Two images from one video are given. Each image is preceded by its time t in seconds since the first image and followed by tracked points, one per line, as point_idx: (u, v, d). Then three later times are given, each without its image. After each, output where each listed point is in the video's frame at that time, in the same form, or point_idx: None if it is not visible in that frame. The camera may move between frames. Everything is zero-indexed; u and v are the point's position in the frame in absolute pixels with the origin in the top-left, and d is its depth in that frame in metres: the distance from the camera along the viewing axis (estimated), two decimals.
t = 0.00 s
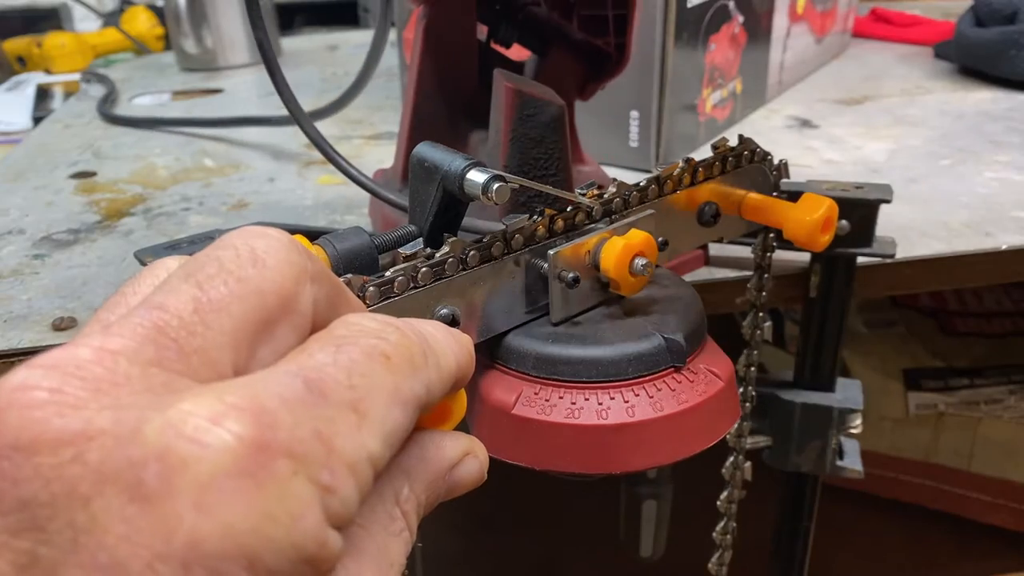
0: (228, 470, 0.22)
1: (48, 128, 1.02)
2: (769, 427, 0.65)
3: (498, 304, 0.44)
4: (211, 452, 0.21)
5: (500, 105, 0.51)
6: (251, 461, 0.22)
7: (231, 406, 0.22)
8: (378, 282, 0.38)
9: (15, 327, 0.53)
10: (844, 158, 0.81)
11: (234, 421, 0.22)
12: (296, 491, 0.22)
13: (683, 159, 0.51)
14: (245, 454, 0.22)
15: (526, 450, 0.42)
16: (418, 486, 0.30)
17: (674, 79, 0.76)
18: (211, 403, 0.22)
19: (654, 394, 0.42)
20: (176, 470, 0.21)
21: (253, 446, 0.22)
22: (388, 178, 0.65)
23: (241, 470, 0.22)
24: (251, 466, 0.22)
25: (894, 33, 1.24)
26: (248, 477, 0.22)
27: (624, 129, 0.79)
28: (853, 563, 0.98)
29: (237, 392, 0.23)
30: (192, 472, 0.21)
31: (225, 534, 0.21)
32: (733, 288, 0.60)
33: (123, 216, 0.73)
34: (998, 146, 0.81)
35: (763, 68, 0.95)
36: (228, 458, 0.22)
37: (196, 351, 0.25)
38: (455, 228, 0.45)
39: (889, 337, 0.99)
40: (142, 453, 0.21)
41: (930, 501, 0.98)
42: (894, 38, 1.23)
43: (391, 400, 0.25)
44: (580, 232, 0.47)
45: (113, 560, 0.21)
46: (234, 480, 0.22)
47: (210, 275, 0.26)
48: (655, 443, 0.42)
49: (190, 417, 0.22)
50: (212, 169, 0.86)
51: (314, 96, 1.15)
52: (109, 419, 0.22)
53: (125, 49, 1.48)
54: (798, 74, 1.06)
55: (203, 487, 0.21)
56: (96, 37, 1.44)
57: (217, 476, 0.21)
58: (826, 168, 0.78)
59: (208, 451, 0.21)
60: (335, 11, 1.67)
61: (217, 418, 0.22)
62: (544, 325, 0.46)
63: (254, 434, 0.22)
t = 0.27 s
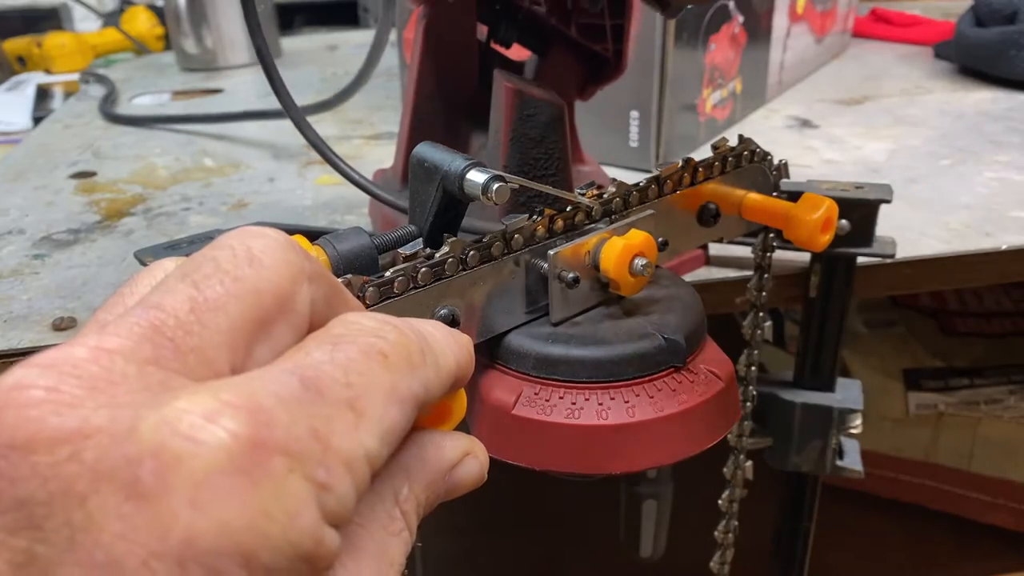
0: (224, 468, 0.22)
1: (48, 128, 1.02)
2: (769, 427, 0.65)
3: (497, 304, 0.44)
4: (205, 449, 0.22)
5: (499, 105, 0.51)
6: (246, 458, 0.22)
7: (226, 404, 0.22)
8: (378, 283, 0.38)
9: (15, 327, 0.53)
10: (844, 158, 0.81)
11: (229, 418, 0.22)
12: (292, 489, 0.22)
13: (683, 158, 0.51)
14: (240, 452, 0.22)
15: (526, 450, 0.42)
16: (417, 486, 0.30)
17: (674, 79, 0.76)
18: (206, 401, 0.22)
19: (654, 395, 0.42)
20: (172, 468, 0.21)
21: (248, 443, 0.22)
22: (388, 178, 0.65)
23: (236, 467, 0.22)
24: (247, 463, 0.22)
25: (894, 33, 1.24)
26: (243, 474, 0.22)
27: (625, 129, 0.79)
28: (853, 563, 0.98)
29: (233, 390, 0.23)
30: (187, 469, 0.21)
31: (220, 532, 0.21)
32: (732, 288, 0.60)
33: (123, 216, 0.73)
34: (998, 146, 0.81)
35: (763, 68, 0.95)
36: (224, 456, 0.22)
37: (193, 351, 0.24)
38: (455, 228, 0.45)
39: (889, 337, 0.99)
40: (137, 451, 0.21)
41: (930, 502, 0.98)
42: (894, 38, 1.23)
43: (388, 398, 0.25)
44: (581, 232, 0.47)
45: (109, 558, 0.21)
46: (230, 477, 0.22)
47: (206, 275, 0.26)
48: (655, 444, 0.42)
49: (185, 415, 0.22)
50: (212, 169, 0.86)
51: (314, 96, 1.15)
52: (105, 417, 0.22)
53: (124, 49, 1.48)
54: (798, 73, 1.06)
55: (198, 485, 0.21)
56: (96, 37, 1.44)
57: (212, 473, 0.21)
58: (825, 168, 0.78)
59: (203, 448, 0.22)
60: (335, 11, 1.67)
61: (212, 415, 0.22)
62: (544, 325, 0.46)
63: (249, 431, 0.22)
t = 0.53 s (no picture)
0: (220, 469, 0.22)
1: (48, 128, 1.02)
2: (769, 428, 0.66)
3: (497, 305, 0.44)
4: (201, 451, 0.22)
5: (500, 105, 0.52)
6: (242, 460, 0.22)
7: (222, 406, 0.22)
8: (378, 283, 0.38)
9: (16, 327, 0.53)
10: (845, 158, 0.81)
11: (225, 420, 0.22)
12: (287, 490, 0.22)
13: (682, 158, 0.52)
14: (236, 453, 0.22)
15: (526, 451, 0.42)
16: (417, 487, 0.29)
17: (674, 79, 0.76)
18: (202, 403, 0.22)
19: (654, 395, 0.43)
20: (168, 470, 0.21)
21: (244, 445, 0.22)
22: (388, 178, 0.65)
23: (232, 469, 0.22)
24: (243, 465, 0.22)
25: (894, 33, 1.24)
26: (240, 475, 0.22)
27: (625, 129, 0.79)
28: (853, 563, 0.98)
29: (229, 392, 0.23)
30: (183, 471, 0.21)
31: (216, 533, 0.21)
32: (733, 288, 0.59)
33: (122, 216, 0.73)
34: (998, 146, 0.81)
35: (762, 68, 0.95)
36: (220, 458, 0.22)
37: (191, 352, 0.24)
38: (456, 228, 0.45)
39: (889, 337, 0.99)
40: (134, 453, 0.22)
41: (931, 501, 0.98)
42: (894, 38, 1.23)
43: (386, 400, 0.25)
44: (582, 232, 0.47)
45: (106, 559, 0.21)
46: (226, 479, 0.22)
47: (204, 277, 0.26)
48: (655, 444, 0.42)
49: (181, 417, 0.22)
50: (212, 169, 0.86)
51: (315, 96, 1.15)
52: (102, 419, 0.22)
53: (125, 49, 1.48)
54: (798, 74, 1.06)
55: (195, 487, 0.21)
56: (96, 37, 1.44)
57: (208, 475, 0.21)
58: (826, 168, 0.78)
59: (199, 450, 0.22)
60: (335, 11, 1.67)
61: (208, 418, 0.22)
62: (544, 325, 0.46)
63: (245, 433, 0.22)
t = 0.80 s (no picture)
0: (212, 475, 0.21)
1: (48, 128, 1.02)
2: (769, 428, 0.66)
3: (496, 306, 0.44)
4: (193, 456, 0.21)
5: (500, 105, 0.51)
6: (234, 465, 0.21)
7: (214, 411, 0.22)
8: (377, 284, 0.38)
9: (15, 327, 0.53)
10: (844, 158, 0.81)
11: (217, 425, 0.21)
12: (281, 495, 0.22)
13: (682, 159, 0.52)
14: (229, 458, 0.21)
15: (526, 451, 0.42)
16: (414, 489, 0.29)
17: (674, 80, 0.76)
18: (193, 408, 0.22)
19: (654, 395, 0.43)
20: (159, 476, 0.21)
21: (236, 450, 0.21)
22: (388, 178, 0.65)
23: (224, 474, 0.21)
24: (235, 471, 0.21)
25: (894, 34, 1.24)
26: (232, 481, 0.21)
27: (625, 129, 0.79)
28: (854, 563, 0.98)
29: (221, 397, 0.22)
30: (175, 477, 0.21)
31: (208, 540, 0.21)
32: (732, 288, 0.59)
33: (122, 216, 0.73)
34: (998, 146, 0.81)
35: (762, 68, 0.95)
36: (212, 464, 0.21)
37: (185, 357, 0.24)
38: (455, 228, 0.45)
39: (889, 336, 1.00)
40: (125, 459, 0.21)
41: (930, 501, 0.98)
42: (894, 39, 1.23)
43: (380, 403, 0.25)
44: (583, 232, 0.47)
45: (98, 566, 0.21)
46: (218, 484, 0.21)
47: (198, 280, 0.26)
48: (655, 445, 0.42)
49: (172, 422, 0.21)
50: (212, 169, 0.86)
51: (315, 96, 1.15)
52: (95, 425, 0.22)
53: (125, 49, 1.48)
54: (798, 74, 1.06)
55: (187, 493, 0.21)
56: (96, 37, 1.44)
57: (200, 481, 0.21)
58: (826, 168, 0.78)
59: (191, 456, 0.21)
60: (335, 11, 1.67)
61: (199, 423, 0.21)
62: (545, 326, 0.46)
63: (237, 438, 0.21)
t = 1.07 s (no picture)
0: (211, 474, 0.21)
1: (48, 128, 1.01)
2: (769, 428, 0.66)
3: (496, 306, 0.44)
4: (191, 456, 0.21)
5: (500, 106, 0.51)
6: (233, 465, 0.21)
7: (212, 410, 0.22)
8: (377, 284, 0.38)
9: (15, 327, 0.53)
10: (845, 158, 0.81)
11: (215, 425, 0.21)
12: (279, 494, 0.22)
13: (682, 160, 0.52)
14: (228, 458, 0.21)
15: (526, 451, 0.42)
16: (414, 488, 0.29)
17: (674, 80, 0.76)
18: (192, 407, 0.22)
19: (653, 396, 0.43)
20: (157, 476, 0.21)
21: (234, 449, 0.21)
22: (388, 178, 0.65)
23: (223, 473, 0.21)
24: (233, 470, 0.21)
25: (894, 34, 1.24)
26: (231, 480, 0.21)
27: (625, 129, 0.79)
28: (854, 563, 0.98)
29: (219, 397, 0.22)
30: (172, 476, 0.21)
31: (207, 539, 0.20)
32: (733, 287, 0.59)
33: (122, 216, 0.73)
34: (998, 146, 0.81)
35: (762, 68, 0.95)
36: (210, 463, 0.21)
37: (184, 356, 0.24)
38: (455, 229, 0.45)
39: (889, 336, 1.00)
40: (123, 458, 0.21)
41: (930, 501, 0.98)
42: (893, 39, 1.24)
43: (378, 403, 0.25)
44: (583, 232, 0.47)
45: (96, 567, 0.20)
46: (217, 484, 0.21)
47: (198, 280, 0.26)
48: (654, 445, 0.42)
49: (170, 422, 0.21)
50: (212, 169, 0.86)
51: (315, 96, 1.15)
52: (93, 424, 0.21)
53: (125, 50, 1.48)
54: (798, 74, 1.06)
55: (185, 492, 0.21)
56: (96, 37, 1.44)
57: (198, 481, 0.21)
58: (826, 168, 0.78)
59: (189, 455, 0.21)
60: (335, 11, 1.67)
61: (197, 423, 0.21)
62: (544, 326, 0.46)
63: (235, 437, 0.21)
